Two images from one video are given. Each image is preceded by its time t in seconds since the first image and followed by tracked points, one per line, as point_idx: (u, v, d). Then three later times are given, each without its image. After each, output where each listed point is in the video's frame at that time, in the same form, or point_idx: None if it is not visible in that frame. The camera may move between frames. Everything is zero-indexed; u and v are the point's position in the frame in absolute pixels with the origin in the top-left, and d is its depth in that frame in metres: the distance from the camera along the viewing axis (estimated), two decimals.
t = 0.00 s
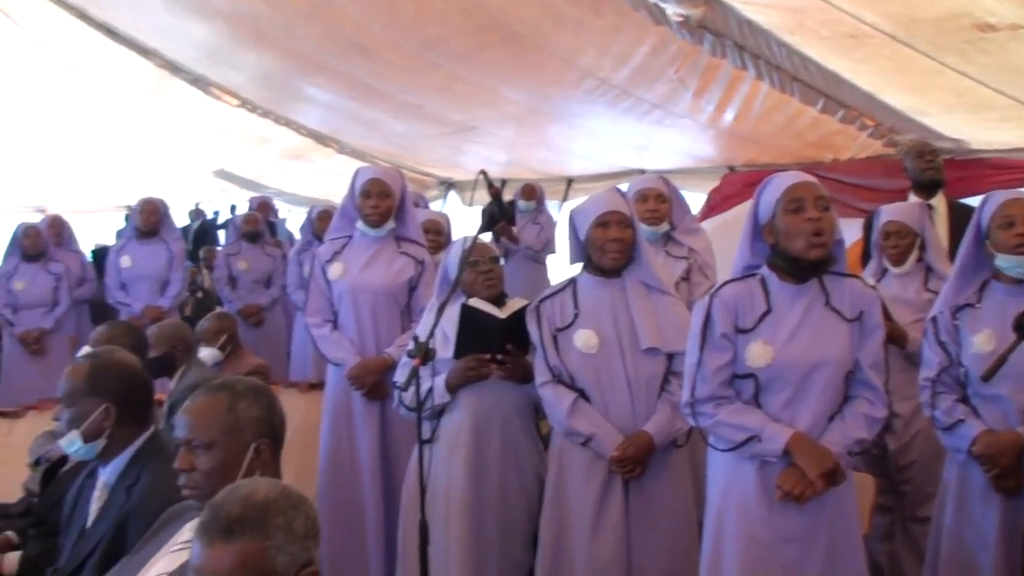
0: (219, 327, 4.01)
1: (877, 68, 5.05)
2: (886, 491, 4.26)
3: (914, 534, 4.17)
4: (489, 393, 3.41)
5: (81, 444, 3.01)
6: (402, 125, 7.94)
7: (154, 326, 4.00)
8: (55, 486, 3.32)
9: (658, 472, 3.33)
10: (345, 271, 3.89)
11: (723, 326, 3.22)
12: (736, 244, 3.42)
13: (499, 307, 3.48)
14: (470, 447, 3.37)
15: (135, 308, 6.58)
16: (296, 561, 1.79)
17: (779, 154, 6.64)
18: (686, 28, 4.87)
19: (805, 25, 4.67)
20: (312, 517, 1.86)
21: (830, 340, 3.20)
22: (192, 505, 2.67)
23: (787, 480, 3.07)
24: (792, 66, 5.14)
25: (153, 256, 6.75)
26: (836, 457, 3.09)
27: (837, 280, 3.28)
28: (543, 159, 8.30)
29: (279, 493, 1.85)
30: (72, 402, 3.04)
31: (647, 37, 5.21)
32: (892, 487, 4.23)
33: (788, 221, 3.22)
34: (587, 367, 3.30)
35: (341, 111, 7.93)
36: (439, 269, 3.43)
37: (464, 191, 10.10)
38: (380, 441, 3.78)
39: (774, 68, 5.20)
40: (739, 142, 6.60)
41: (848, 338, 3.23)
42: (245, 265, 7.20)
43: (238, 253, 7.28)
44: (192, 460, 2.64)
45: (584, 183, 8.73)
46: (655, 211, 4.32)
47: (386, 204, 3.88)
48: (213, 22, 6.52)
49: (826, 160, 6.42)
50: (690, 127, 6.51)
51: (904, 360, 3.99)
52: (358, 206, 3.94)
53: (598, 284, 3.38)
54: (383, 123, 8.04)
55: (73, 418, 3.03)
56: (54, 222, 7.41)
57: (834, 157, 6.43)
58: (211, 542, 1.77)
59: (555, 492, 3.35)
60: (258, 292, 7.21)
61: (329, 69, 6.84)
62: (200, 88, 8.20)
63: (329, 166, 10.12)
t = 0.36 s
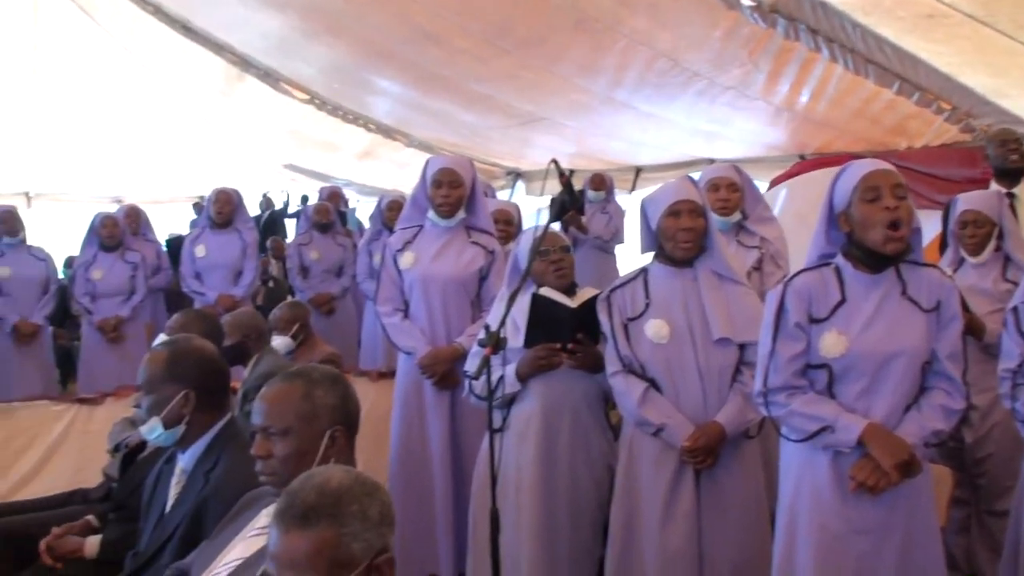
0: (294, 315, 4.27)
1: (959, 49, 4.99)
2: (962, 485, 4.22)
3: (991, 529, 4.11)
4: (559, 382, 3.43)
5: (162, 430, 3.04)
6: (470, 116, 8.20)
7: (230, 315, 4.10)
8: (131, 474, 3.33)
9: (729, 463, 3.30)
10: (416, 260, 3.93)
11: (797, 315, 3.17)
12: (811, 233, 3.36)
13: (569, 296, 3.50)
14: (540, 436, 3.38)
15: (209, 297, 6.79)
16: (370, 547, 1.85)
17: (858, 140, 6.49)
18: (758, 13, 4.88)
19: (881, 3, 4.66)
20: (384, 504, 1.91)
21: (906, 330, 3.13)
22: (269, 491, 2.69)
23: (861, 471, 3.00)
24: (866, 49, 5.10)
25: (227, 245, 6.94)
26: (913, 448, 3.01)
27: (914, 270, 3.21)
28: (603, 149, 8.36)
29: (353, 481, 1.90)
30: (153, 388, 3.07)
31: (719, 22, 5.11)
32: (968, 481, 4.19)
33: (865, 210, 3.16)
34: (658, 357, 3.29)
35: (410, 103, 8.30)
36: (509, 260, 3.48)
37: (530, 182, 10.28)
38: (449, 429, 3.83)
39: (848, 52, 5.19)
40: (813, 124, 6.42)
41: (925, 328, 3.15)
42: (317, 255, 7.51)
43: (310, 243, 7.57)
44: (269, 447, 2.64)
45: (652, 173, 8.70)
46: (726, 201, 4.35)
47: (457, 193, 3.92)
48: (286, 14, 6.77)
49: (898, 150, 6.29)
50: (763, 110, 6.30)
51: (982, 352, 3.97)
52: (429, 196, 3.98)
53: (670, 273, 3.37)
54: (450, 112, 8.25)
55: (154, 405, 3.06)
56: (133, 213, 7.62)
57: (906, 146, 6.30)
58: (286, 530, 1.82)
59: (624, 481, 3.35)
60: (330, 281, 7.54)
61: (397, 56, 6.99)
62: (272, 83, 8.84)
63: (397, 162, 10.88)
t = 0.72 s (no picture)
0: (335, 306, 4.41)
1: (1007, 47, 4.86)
2: (1012, 477, 4.20)
3: None
4: (602, 374, 3.40)
5: (210, 422, 3.05)
6: (509, 106, 8.36)
7: (273, 306, 4.19)
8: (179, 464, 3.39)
9: (775, 456, 3.27)
10: (459, 252, 3.95)
11: (845, 305, 3.03)
12: (860, 223, 3.27)
13: (614, 288, 3.49)
14: (582, 428, 3.36)
15: (253, 288, 6.98)
16: (419, 544, 1.84)
17: (900, 131, 6.41)
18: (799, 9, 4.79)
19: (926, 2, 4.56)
20: (432, 501, 1.90)
21: (958, 319, 2.96)
22: (317, 483, 2.67)
23: (910, 463, 2.84)
24: (909, 45, 5.02)
25: (268, 237, 7.12)
26: (964, 439, 2.83)
27: (965, 260, 3.05)
28: (642, 137, 8.35)
29: (400, 478, 1.90)
30: (202, 378, 3.09)
31: (760, 17, 5.03)
32: (1018, 472, 4.16)
33: (915, 198, 3.02)
34: (704, 348, 3.27)
35: (449, 94, 8.58)
36: (552, 251, 3.48)
37: (570, 173, 10.43)
38: (492, 419, 3.84)
39: (892, 49, 5.08)
40: (853, 118, 6.34)
41: (976, 317, 2.99)
42: (357, 247, 7.79)
43: (352, 235, 7.86)
44: (317, 438, 2.61)
45: (693, 162, 8.72)
46: (772, 190, 4.40)
47: (500, 184, 3.91)
48: (329, 4, 7.06)
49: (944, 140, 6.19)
50: (806, 103, 6.22)
51: None
52: (472, 187, 3.98)
53: (715, 264, 3.36)
54: (494, 104, 8.45)
55: (202, 396, 3.09)
56: (174, 205, 7.77)
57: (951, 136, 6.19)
58: (334, 530, 1.82)
59: (670, 472, 3.34)
60: (370, 273, 7.83)
61: (441, 47, 7.27)
62: (311, 78, 9.40)
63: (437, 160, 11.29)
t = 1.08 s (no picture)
0: (342, 296, 4.40)
1: (1008, 40, 4.81)
2: (1011, 472, 4.18)
3: None
4: (602, 366, 3.39)
5: (213, 410, 3.04)
6: (506, 100, 8.32)
7: (271, 296, 4.21)
8: (176, 454, 3.41)
9: (774, 449, 3.26)
10: (458, 243, 3.93)
11: (847, 299, 3.00)
12: (860, 217, 3.23)
13: (613, 280, 3.47)
14: (582, 420, 3.35)
15: (252, 278, 6.94)
16: (417, 544, 1.85)
17: (898, 125, 6.39)
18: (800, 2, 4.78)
19: None
20: (429, 500, 1.90)
21: (959, 313, 2.94)
22: (317, 474, 2.67)
23: (909, 457, 2.83)
24: (909, 40, 4.96)
25: (266, 227, 7.10)
26: (964, 434, 2.82)
27: (966, 253, 3.02)
28: (642, 129, 8.29)
29: (396, 480, 1.89)
30: (207, 366, 3.08)
31: (761, 8, 4.98)
32: (1017, 468, 4.15)
33: (916, 191, 2.98)
34: (704, 341, 3.26)
35: (447, 87, 8.53)
36: (553, 243, 3.47)
37: (568, 165, 10.41)
38: (490, 411, 3.83)
39: (892, 43, 5.03)
40: (853, 112, 6.31)
41: (977, 312, 2.97)
42: (355, 238, 7.76)
43: (350, 225, 7.82)
44: (317, 429, 2.60)
45: (692, 154, 8.65)
46: (772, 182, 4.41)
47: (500, 175, 3.89)
48: None
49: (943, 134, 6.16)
50: (804, 98, 6.22)
51: None
52: (471, 177, 3.96)
53: (716, 256, 3.34)
54: (490, 97, 8.41)
55: (206, 384, 3.08)
56: (173, 194, 7.78)
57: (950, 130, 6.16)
58: (331, 535, 1.83)
59: (669, 465, 3.34)
60: (368, 264, 7.83)
61: (435, 42, 7.21)
62: (310, 67, 9.35)
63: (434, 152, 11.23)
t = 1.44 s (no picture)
0: (353, 289, 4.37)
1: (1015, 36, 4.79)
2: (1015, 471, 4.19)
3: None
4: (608, 360, 3.38)
5: (224, 399, 3.03)
6: (510, 92, 8.32)
7: (276, 287, 4.19)
8: (180, 444, 3.41)
9: (778, 445, 3.26)
10: (463, 236, 3.92)
11: (853, 297, 2.99)
12: (866, 213, 3.19)
13: (619, 275, 3.47)
14: (587, 414, 3.34)
15: (255, 269, 6.95)
16: (425, 539, 1.84)
17: (903, 122, 6.37)
18: None
19: None
20: (436, 496, 1.89)
21: (965, 311, 2.92)
22: (323, 465, 2.67)
23: (915, 456, 2.80)
24: (916, 36, 4.95)
25: (271, 218, 7.09)
26: (969, 432, 2.80)
27: (972, 251, 3.00)
28: (647, 123, 8.28)
29: (403, 476, 1.88)
30: (218, 356, 3.05)
31: (766, 7, 4.96)
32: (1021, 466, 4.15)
33: (921, 187, 2.95)
34: (710, 336, 3.26)
35: (451, 78, 8.50)
36: (558, 237, 3.46)
37: (572, 159, 10.43)
38: (494, 405, 3.82)
39: (898, 39, 5.02)
40: (860, 109, 6.30)
41: (982, 310, 2.95)
42: (359, 229, 7.76)
43: (353, 217, 7.82)
44: (324, 421, 2.60)
45: (695, 150, 8.75)
46: (779, 177, 4.43)
47: (505, 168, 3.88)
48: None
49: (948, 132, 6.15)
50: (810, 94, 6.20)
51: None
52: (477, 169, 3.95)
53: (723, 252, 3.34)
54: (495, 90, 8.40)
55: (217, 373, 3.05)
56: (178, 183, 7.69)
57: (956, 128, 6.15)
58: (337, 533, 1.82)
59: (673, 460, 3.33)
60: (372, 256, 7.81)
61: (439, 33, 7.19)
62: (313, 58, 9.33)
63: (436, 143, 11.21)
